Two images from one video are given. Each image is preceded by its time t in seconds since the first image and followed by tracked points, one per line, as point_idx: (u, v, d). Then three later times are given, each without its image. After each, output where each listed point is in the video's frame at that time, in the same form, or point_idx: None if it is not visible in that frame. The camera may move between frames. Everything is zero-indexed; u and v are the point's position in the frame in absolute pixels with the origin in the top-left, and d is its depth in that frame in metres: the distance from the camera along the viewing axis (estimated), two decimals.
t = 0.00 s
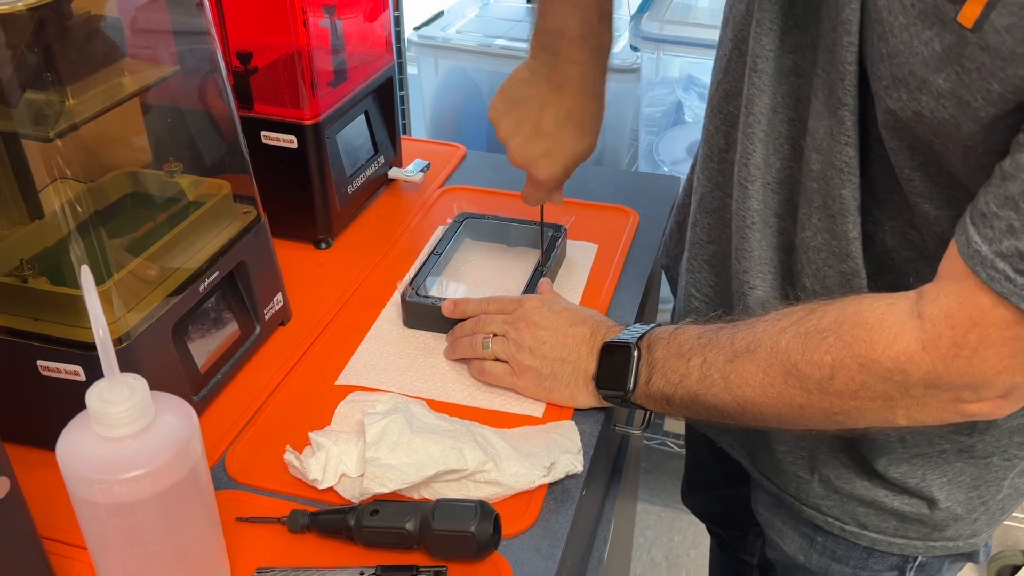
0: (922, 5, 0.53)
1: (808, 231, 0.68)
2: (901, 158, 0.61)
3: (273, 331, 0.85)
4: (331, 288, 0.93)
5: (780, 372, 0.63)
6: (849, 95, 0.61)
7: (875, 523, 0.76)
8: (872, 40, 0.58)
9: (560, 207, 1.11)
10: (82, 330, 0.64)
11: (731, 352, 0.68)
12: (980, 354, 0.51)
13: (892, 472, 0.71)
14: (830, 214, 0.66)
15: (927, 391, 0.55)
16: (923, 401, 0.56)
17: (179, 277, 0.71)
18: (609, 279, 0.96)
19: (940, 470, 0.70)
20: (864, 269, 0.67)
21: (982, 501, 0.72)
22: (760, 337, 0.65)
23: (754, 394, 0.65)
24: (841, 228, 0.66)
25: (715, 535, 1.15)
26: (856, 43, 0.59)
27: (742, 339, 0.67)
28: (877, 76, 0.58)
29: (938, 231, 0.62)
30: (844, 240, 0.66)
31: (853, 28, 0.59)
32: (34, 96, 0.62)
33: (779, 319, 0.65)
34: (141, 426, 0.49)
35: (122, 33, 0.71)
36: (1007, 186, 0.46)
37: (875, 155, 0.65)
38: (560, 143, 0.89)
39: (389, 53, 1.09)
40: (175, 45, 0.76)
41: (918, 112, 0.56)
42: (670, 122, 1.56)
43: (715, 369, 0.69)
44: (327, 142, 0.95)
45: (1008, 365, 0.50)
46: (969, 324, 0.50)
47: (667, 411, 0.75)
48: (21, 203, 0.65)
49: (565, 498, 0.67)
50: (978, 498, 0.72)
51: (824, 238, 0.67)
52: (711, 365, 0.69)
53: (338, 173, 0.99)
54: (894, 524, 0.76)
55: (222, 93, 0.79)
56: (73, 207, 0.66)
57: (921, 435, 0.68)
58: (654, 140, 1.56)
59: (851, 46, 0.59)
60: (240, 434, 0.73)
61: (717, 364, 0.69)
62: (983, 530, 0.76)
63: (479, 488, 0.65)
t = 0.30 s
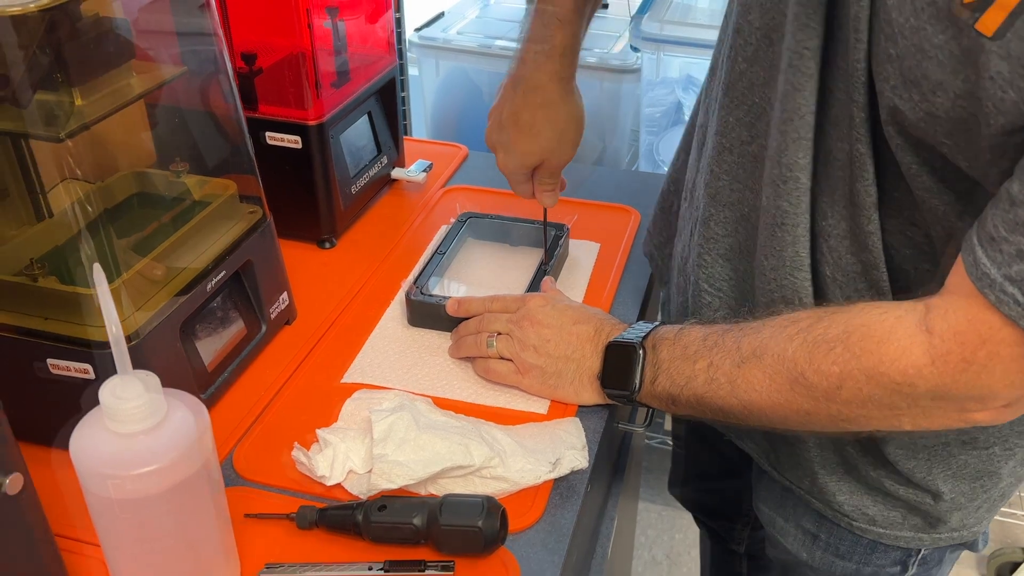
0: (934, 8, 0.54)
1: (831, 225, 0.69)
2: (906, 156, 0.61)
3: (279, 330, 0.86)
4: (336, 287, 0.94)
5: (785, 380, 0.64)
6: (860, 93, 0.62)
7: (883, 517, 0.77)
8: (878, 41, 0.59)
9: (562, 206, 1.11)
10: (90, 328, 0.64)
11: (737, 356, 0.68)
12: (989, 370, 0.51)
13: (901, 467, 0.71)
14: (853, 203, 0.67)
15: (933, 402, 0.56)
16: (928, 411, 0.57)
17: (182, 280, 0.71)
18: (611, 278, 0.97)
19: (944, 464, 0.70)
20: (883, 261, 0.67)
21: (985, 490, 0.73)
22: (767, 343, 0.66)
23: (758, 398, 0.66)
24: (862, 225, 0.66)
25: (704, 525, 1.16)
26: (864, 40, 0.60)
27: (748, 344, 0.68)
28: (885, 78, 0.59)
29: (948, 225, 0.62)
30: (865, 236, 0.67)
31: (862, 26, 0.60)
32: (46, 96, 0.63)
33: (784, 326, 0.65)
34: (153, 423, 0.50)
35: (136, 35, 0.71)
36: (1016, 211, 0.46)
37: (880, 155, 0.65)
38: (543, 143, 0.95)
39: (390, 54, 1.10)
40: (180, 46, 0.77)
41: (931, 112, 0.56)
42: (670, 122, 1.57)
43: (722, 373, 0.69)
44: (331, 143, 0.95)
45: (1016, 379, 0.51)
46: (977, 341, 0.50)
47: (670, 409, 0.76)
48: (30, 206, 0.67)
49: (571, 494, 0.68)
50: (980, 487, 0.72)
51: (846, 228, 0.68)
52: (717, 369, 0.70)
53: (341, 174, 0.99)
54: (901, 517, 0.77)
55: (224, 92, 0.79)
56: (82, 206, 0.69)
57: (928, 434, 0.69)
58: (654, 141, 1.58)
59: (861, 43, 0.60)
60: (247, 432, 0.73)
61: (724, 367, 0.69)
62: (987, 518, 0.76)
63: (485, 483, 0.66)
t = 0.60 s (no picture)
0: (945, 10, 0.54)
1: (834, 224, 0.69)
2: (906, 156, 0.61)
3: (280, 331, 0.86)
4: (337, 288, 0.94)
5: (784, 386, 0.64)
6: (865, 91, 0.63)
7: (873, 520, 0.78)
8: (885, 38, 0.60)
9: (562, 207, 1.12)
10: (92, 328, 0.65)
11: (736, 360, 0.68)
12: (988, 377, 0.51)
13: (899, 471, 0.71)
14: (853, 202, 0.67)
15: (932, 409, 0.56)
16: (927, 417, 0.57)
17: (183, 281, 0.72)
18: (609, 280, 0.97)
19: (936, 468, 0.71)
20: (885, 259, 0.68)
21: (973, 495, 0.74)
22: (766, 347, 0.66)
23: (757, 401, 0.67)
24: (864, 224, 0.67)
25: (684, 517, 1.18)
26: (872, 37, 0.61)
27: (747, 348, 0.67)
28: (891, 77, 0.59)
29: (943, 228, 0.63)
30: (866, 234, 0.67)
31: (869, 24, 0.60)
32: (49, 98, 0.63)
33: (784, 330, 0.66)
34: (156, 422, 0.50)
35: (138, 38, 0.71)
36: (1018, 226, 0.46)
37: (882, 156, 0.66)
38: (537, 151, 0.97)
39: (391, 56, 1.10)
40: (181, 48, 0.77)
41: (933, 116, 0.56)
42: (669, 123, 1.51)
43: (721, 377, 0.69)
44: (332, 144, 0.96)
45: (1014, 388, 0.51)
46: (976, 350, 0.51)
47: (672, 411, 0.75)
48: (31, 206, 0.67)
49: (571, 493, 0.68)
50: (969, 491, 0.73)
51: (847, 226, 0.68)
52: (717, 372, 0.69)
53: (342, 175, 1.00)
54: (890, 520, 0.77)
55: (226, 94, 0.80)
56: (86, 207, 0.67)
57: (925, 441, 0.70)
58: (654, 142, 1.54)
59: (868, 41, 0.61)
60: (248, 432, 0.74)
61: (722, 371, 0.69)
62: (976, 522, 0.77)
63: (486, 483, 0.66)
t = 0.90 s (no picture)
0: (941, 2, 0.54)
1: (834, 224, 0.68)
2: (906, 153, 0.61)
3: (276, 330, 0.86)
4: (333, 287, 0.94)
5: (777, 388, 0.64)
6: (864, 86, 0.62)
7: (872, 530, 0.77)
8: (884, 32, 0.59)
9: (561, 207, 1.11)
10: (83, 327, 0.64)
11: (730, 362, 0.68)
12: (982, 381, 0.51)
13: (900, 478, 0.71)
14: (850, 204, 0.66)
15: (926, 412, 0.56)
16: (922, 420, 0.57)
17: (177, 279, 0.71)
18: (608, 279, 0.96)
19: (937, 480, 0.71)
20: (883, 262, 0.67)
21: (973, 510, 0.73)
22: (760, 348, 0.65)
23: (752, 404, 0.66)
24: (864, 223, 0.66)
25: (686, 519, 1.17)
26: (871, 32, 0.60)
27: (741, 349, 0.67)
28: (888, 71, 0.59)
29: (943, 228, 0.62)
30: (865, 235, 0.66)
31: (869, 19, 0.60)
32: (39, 94, 0.63)
33: (777, 329, 0.65)
34: (145, 421, 0.50)
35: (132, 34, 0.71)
36: (1015, 225, 0.46)
37: (882, 155, 0.65)
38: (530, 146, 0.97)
39: (390, 54, 1.10)
40: (180, 48, 0.77)
41: (931, 110, 0.56)
42: (670, 123, 1.55)
43: (715, 378, 0.69)
44: (329, 142, 0.95)
45: (1009, 393, 0.51)
46: (970, 352, 0.51)
47: (668, 413, 0.75)
48: (23, 205, 0.67)
49: (567, 495, 0.67)
50: (970, 506, 0.72)
51: (846, 228, 0.68)
52: (711, 374, 0.69)
53: (339, 173, 0.99)
54: (889, 530, 0.76)
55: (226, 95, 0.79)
56: (76, 206, 0.69)
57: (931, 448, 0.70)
58: (654, 142, 1.56)
59: (868, 36, 0.60)
60: (243, 430, 0.73)
61: (717, 373, 0.69)
62: (978, 540, 0.76)
63: (480, 484, 0.66)
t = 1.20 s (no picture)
0: (904, 16, 0.54)
1: (811, 238, 0.70)
2: (879, 168, 0.62)
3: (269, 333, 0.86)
4: (330, 288, 0.94)
5: (763, 397, 0.64)
6: (835, 101, 0.63)
7: (863, 543, 0.77)
8: (854, 47, 0.60)
9: (559, 211, 1.11)
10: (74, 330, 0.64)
11: (717, 371, 0.68)
12: (961, 386, 0.51)
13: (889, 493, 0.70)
14: (826, 220, 0.68)
15: (909, 420, 0.56)
16: (906, 428, 0.57)
17: (174, 279, 0.72)
18: (604, 286, 0.96)
19: (925, 498, 0.70)
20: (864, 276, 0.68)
21: (964, 528, 0.73)
22: (745, 357, 0.66)
23: (738, 413, 0.66)
24: (840, 237, 0.67)
25: (687, 527, 1.15)
26: (839, 48, 0.61)
27: (727, 358, 0.68)
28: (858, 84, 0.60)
29: (918, 243, 0.63)
30: (843, 248, 0.67)
31: (837, 34, 0.60)
32: (30, 97, 0.63)
33: (764, 338, 0.66)
34: (127, 428, 0.50)
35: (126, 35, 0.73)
36: (986, 227, 0.46)
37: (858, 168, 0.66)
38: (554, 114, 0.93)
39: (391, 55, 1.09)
40: (176, 47, 0.77)
41: (894, 124, 0.57)
42: (675, 126, 1.56)
43: (702, 388, 0.69)
44: (326, 145, 0.95)
45: (989, 399, 0.50)
46: (949, 357, 0.50)
47: (657, 422, 0.75)
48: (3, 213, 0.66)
49: (553, 504, 0.67)
50: (961, 524, 0.72)
51: (824, 244, 0.69)
52: (698, 383, 0.69)
53: (337, 176, 0.99)
54: (880, 544, 0.77)
55: (215, 97, 0.80)
56: (67, 210, 0.66)
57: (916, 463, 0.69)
58: (659, 145, 1.55)
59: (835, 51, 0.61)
60: (233, 434, 0.74)
61: (704, 383, 0.69)
62: (972, 555, 0.76)
63: (466, 492, 0.66)
